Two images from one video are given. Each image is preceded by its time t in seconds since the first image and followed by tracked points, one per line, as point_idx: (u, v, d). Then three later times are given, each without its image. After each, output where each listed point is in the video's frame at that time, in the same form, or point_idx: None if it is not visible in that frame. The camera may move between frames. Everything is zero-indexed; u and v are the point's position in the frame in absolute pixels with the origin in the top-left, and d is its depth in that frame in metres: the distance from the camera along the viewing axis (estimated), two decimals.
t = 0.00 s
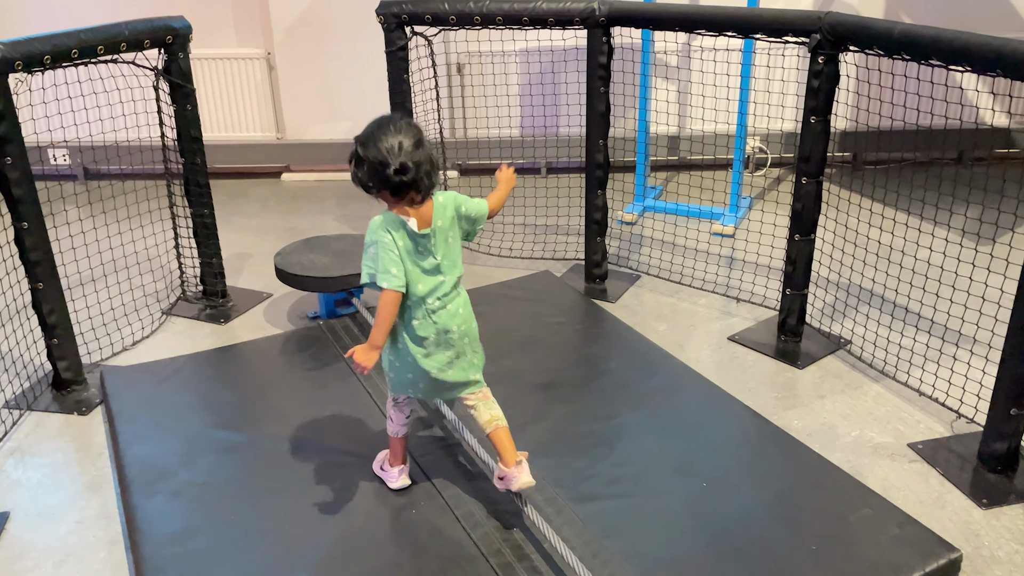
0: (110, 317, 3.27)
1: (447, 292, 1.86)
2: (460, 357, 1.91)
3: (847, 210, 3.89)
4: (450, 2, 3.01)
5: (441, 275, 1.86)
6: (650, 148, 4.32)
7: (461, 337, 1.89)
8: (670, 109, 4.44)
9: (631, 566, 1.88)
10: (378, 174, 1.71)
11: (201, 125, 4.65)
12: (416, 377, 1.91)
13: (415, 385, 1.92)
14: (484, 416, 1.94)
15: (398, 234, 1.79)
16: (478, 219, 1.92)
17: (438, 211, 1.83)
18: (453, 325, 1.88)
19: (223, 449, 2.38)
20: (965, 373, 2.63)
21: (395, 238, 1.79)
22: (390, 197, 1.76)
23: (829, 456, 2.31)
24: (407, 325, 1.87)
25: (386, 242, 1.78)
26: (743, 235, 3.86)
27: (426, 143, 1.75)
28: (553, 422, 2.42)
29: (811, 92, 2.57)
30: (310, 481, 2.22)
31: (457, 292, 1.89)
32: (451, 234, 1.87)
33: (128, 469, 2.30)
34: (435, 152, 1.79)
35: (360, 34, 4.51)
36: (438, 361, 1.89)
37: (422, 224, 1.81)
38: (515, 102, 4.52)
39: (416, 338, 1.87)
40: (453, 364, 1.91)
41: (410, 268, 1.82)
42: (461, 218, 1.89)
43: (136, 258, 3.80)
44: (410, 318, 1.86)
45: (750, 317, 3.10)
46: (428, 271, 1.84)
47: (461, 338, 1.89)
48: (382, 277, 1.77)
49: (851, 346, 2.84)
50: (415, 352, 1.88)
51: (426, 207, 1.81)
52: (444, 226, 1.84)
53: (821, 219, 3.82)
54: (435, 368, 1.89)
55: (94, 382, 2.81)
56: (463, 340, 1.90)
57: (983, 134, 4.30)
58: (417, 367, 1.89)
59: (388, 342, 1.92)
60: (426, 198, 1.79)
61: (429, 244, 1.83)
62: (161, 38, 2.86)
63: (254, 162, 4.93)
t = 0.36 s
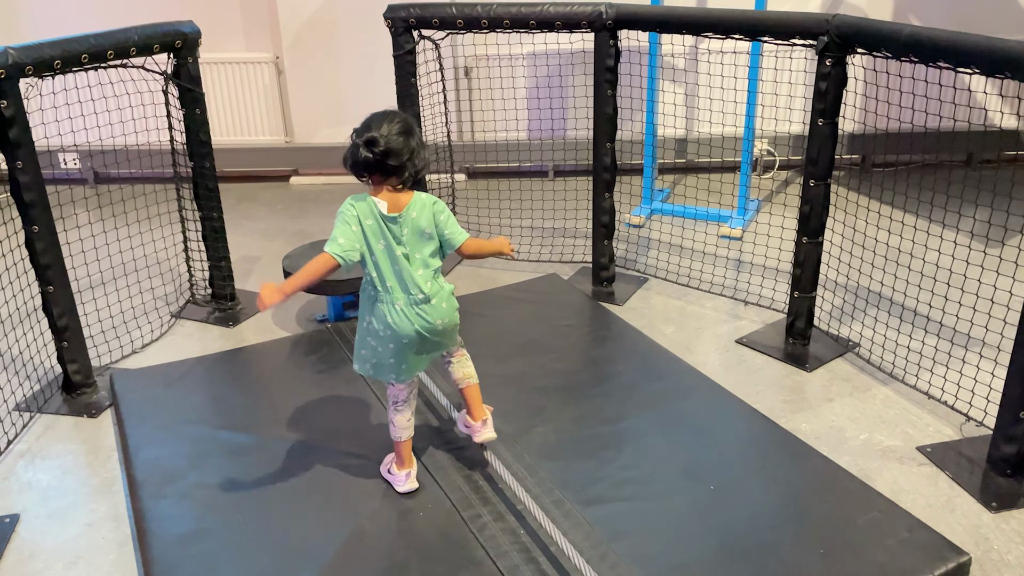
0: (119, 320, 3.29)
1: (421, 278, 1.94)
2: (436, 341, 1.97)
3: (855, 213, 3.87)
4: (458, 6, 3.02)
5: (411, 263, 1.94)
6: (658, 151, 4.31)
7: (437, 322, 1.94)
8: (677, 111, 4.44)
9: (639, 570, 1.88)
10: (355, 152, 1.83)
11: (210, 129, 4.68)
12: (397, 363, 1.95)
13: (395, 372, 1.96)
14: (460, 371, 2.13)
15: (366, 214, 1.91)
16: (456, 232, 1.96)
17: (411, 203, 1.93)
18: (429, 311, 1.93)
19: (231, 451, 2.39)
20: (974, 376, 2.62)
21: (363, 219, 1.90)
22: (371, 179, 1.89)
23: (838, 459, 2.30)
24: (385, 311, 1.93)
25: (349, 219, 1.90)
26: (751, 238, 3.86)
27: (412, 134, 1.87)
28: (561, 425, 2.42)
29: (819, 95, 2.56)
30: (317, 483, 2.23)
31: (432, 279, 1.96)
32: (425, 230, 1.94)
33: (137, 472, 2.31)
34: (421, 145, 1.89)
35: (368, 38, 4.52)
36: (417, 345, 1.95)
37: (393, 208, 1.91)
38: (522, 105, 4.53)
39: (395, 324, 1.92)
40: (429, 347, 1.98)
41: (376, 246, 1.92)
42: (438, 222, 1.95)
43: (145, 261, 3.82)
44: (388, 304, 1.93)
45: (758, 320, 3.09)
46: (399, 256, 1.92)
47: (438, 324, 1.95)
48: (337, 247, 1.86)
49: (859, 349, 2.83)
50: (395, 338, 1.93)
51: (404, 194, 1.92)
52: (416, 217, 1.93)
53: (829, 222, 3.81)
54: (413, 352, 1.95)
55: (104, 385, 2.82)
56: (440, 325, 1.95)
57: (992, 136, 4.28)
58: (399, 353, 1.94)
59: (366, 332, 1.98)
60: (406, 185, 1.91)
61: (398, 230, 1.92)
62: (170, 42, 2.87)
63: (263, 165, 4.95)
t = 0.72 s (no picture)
0: (126, 324, 3.30)
1: (433, 278, 1.95)
2: (446, 342, 1.98)
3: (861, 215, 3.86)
4: (463, 10, 3.03)
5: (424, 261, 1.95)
6: (664, 153, 4.31)
7: (446, 323, 1.95)
8: (682, 114, 4.44)
9: (644, 573, 1.88)
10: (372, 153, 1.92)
11: (216, 132, 4.69)
12: (404, 361, 1.97)
13: (403, 370, 1.98)
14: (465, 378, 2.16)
15: (383, 210, 1.96)
16: (468, 238, 1.93)
17: (427, 203, 1.94)
18: (439, 311, 1.94)
19: (237, 454, 2.39)
20: (980, 379, 2.61)
21: (380, 215, 1.96)
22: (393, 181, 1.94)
23: (844, 462, 2.29)
24: (396, 307, 1.97)
25: (367, 213, 1.97)
26: (757, 240, 3.85)
27: (431, 138, 1.90)
28: (566, 427, 2.42)
29: (824, 97, 2.56)
30: (322, 486, 2.23)
31: (445, 279, 1.96)
32: (438, 232, 1.93)
33: (143, 474, 2.32)
34: (441, 149, 1.90)
35: (373, 41, 4.53)
36: (426, 344, 1.96)
37: (408, 205, 1.94)
38: (527, 108, 4.54)
39: (404, 320, 1.95)
40: (439, 347, 1.98)
41: (391, 242, 1.96)
42: (453, 225, 1.93)
43: (151, 265, 3.83)
44: (399, 300, 1.96)
45: (764, 322, 3.09)
46: (412, 254, 1.95)
47: (447, 325, 1.95)
48: (347, 239, 1.95)
49: (865, 352, 2.82)
50: (405, 335, 1.96)
51: (422, 193, 1.94)
52: (430, 217, 1.93)
53: (835, 224, 3.80)
54: (420, 350, 1.97)
55: (110, 388, 2.83)
56: (449, 326, 1.96)
57: (999, 137, 4.26)
58: (406, 350, 1.97)
59: (381, 327, 2.02)
60: (423, 183, 1.92)
61: (412, 228, 1.94)
62: (177, 47, 2.89)
63: (269, 169, 4.96)
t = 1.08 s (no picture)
0: (131, 325, 3.31)
1: (447, 266, 1.94)
2: (457, 331, 1.98)
3: (866, 216, 3.85)
4: (467, 11, 3.03)
5: (440, 249, 1.95)
6: (668, 154, 4.30)
7: (456, 311, 1.95)
8: (687, 116, 4.44)
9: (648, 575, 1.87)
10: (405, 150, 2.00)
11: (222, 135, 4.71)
12: (414, 344, 1.99)
13: (413, 353, 2.01)
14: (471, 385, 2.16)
15: (409, 195, 2.00)
16: (479, 236, 1.88)
17: (445, 195, 1.92)
18: (449, 299, 1.94)
19: (241, 456, 2.40)
20: (986, 381, 2.60)
21: (406, 200, 2.00)
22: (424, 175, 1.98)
23: (849, 464, 2.28)
24: (411, 290, 1.99)
25: (398, 197, 2.03)
26: (762, 241, 3.84)
27: (438, 134, 1.85)
28: (570, 429, 2.42)
29: (829, 98, 2.55)
30: (327, 488, 2.23)
31: (460, 269, 1.95)
32: (451, 223, 1.91)
33: (148, 476, 2.32)
34: (449, 144, 1.84)
35: (378, 43, 4.54)
36: (435, 331, 1.97)
37: (429, 194, 1.95)
38: (532, 110, 4.54)
39: (417, 304, 1.97)
40: (449, 336, 1.98)
41: (412, 228, 1.99)
42: (466, 219, 1.89)
43: (157, 267, 3.84)
44: (415, 284, 1.98)
45: (769, 324, 3.08)
46: (429, 240, 1.96)
47: (456, 314, 1.95)
48: (375, 222, 2.04)
49: (871, 353, 2.81)
50: (417, 319, 1.98)
51: (439, 187, 1.93)
52: (445, 209, 1.91)
53: (840, 225, 3.79)
54: (429, 336, 1.97)
55: (116, 390, 2.84)
56: (459, 315, 1.95)
57: (1005, 138, 4.25)
58: (416, 334, 1.99)
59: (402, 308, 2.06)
60: (437, 179, 1.91)
61: (429, 215, 1.95)
62: (181, 49, 2.90)
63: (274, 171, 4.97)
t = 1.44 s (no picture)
0: (137, 327, 3.32)
1: (443, 275, 1.95)
2: (456, 339, 1.99)
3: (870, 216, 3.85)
4: (471, 13, 3.04)
5: (434, 259, 1.95)
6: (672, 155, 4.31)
7: (454, 320, 1.96)
8: (691, 116, 4.44)
9: None
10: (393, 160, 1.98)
11: (227, 137, 4.72)
12: (413, 355, 1.99)
13: (412, 364, 2.00)
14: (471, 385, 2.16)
15: (400, 206, 2.00)
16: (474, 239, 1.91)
17: (434, 205, 1.91)
18: (447, 307, 1.95)
19: (247, 457, 2.40)
20: (992, 381, 2.59)
21: (397, 211, 2.00)
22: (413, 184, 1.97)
23: (854, 465, 2.28)
24: (408, 300, 1.99)
25: (387, 209, 2.02)
26: (766, 242, 3.84)
27: (424, 146, 1.84)
28: (575, 430, 2.42)
29: (833, 98, 2.55)
30: (331, 489, 2.24)
31: (456, 277, 1.96)
32: (446, 233, 1.91)
33: (154, 478, 2.33)
34: (437, 157, 1.83)
35: (382, 45, 4.55)
36: (435, 340, 1.97)
37: (419, 205, 1.94)
38: (536, 111, 4.55)
39: (415, 314, 1.97)
40: (448, 344, 1.99)
41: (405, 238, 1.99)
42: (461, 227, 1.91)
43: (162, 269, 3.85)
44: (411, 294, 1.98)
45: (774, 324, 3.08)
46: (423, 249, 1.96)
47: (455, 322, 1.96)
48: (368, 235, 2.02)
49: (876, 354, 2.81)
50: (415, 328, 1.99)
51: (429, 199, 1.92)
52: (437, 219, 1.91)
53: (844, 226, 3.79)
54: (428, 345, 1.98)
55: (122, 392, 2.85)
56: (458, 323, 1.96)
57: (1010, 137, 4.24)
58: (415, 344, 1.99)
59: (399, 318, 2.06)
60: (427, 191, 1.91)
61: (422, 226, 1.94)
62: (186, 52, 2.90)
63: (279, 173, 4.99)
